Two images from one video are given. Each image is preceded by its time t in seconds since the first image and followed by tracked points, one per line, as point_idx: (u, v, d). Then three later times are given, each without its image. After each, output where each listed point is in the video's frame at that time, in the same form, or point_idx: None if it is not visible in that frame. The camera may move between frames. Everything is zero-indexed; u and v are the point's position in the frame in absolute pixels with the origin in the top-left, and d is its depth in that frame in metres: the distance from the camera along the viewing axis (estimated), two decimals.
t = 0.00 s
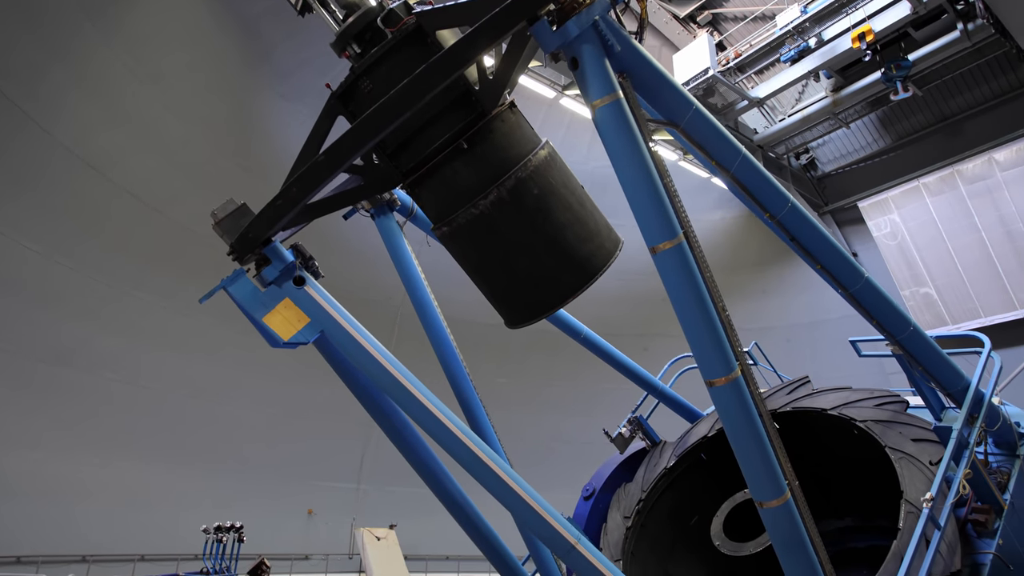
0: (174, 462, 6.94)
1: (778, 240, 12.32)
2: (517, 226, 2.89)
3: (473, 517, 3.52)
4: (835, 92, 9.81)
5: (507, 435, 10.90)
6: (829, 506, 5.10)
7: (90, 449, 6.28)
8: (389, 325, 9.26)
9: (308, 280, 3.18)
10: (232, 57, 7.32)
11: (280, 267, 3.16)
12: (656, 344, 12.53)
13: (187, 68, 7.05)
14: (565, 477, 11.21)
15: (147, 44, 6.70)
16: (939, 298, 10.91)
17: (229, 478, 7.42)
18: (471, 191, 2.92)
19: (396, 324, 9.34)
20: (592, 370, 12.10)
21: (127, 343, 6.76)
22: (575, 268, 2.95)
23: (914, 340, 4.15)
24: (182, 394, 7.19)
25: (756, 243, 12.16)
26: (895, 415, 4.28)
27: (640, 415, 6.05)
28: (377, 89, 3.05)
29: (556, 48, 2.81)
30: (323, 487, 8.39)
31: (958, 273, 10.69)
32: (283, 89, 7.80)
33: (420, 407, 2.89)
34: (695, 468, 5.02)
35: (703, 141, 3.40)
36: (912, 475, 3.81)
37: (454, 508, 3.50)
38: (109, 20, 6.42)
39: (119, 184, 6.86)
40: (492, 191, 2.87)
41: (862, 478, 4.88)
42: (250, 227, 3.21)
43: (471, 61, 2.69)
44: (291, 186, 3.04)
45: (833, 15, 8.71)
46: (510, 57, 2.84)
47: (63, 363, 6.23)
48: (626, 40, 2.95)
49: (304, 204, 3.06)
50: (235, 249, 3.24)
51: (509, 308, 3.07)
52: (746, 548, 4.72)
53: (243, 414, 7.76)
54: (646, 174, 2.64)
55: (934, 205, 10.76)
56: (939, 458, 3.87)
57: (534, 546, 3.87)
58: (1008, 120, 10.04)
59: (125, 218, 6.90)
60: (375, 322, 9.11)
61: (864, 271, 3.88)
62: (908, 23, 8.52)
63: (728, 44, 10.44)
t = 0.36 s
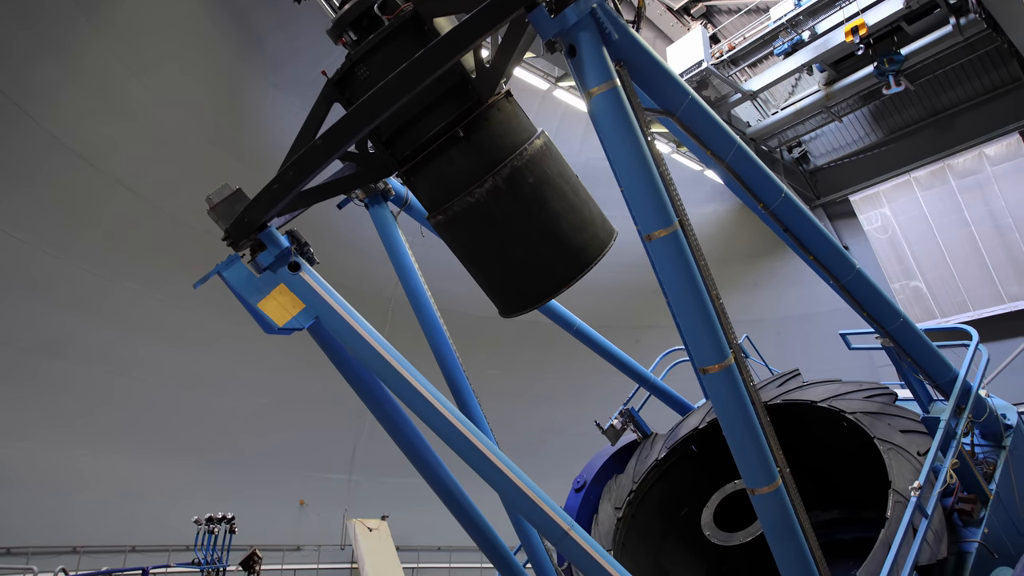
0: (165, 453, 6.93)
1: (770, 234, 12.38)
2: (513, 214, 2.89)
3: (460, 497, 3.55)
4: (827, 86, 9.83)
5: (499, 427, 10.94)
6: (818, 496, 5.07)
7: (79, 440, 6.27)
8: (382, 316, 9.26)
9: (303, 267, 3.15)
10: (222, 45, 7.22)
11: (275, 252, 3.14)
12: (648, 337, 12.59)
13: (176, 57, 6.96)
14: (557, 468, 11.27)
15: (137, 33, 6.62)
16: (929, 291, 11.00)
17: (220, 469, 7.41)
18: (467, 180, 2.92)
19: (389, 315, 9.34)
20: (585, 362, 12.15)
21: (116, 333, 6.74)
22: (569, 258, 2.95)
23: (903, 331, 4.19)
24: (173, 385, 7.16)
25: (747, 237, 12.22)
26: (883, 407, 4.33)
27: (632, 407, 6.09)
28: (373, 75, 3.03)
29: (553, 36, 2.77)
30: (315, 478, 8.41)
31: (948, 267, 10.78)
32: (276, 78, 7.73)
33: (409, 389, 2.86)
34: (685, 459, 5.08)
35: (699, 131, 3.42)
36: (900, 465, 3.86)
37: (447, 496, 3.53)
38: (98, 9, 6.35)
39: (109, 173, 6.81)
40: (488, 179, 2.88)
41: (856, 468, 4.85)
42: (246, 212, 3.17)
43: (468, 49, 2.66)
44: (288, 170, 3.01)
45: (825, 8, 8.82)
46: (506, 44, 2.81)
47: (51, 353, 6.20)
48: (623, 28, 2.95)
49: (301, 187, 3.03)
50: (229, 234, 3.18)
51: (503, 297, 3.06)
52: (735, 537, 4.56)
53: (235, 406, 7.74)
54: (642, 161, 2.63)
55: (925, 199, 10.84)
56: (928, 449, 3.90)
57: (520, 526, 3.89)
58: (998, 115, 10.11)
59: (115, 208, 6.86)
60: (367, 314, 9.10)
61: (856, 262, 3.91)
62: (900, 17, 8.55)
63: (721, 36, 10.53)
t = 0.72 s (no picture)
0: (157, 443, 6.92)
1: (762, 226, 12.42)
2: (508, 201, 2.89)
3: (454, 485, 3.54)
4: (822, 78, 9.86)
5: (493, 417, 10.98)
6: (807, 487, 5.07)
7: (71, 430, 6.27)
8: (375, 307, 9.26)
9: (299, 251, 3.15)
10: (214, 33, 7.14)
11: (272, 237, 3.12)
12: (641, 328, 12.64)
13: (167, 45, 6.90)
14: (551, 459, 11.32)
15: (128, 20, 6.55)
16: (920, 283, 11.10)
17: (212, 460, 7.40)
18: (463, 167, 2.91)
19: (382, 305, 9.35)
20: (578, 352, 12.21)
21: (107, 323, 6.72)
22: (564, 245, 2.96)
23: (894, 322, 4.22)
24: (166, 375, 7.15)
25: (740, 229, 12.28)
26: (872, 397, 4.38)
27: (624, 398, 6.11)
28: (371, 61, 3.02)
29: (551, 22, 2.76)
30: (308, 469, 8.43)
31: (939, 259, 10.88)
32: (268, 66, 7.63)
33: (407, 375, 2.87)
34: (677, 451, 5.11)
35: (696, 119, 3.42)
36: (889, 455, 3.88)
37: (442, 485, 3.52)
38: None
39: (98, 162, 6.77)
40: (485, 167, 2.87)
41: (840, 456, 4.84)
42: (241, 195, 3.14)
43: (467, 33, 2.64)
44: (285, 153, 2.98)
45: None
46: (503, 31, 2.81)
47: (41, 343, 6.18)
48: (621, 15, 2.96)
49: (298, 171, 3.00)
50: (225, 218, 3.18)
51: (497, 285, 3.07)
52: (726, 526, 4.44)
53: (228, 397, 7.73)
54: (639, 148, 2.61)
55: (916, 192, 10.91)
56: (916, 439, 3.94)
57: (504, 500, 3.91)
58: (990, 108, 10.14)
59: (105, 197, 6.82)
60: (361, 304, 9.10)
61: (848, 252, 3.93)
62: (894, 9, 8.58)
63: (716, 27, 10.47)
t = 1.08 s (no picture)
0: (151, 435, 6.92)
1: (756, 219, 12.46)
2: (505, 189, 2.89)
3: (448, 473, 3.56)
4: (817, 70, 9.85)
5: (487, 408, 11.00)
6: (799, 479, 5.11)
7: (64, 422, 6.24)
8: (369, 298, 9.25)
9: (297, 237, 3.13)
10: (207, 22, 7.08)
11: (269, 223, 3.11)
12: (635, 320, 12.69)
13: (160, 34, 6.81)
14: (545, 450, 11.37)
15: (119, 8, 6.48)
16: (913, 277, 11.13)
17: (206, 451, 7.40)
18: (460, 155, 2.91)
19: (376, 296, 9.34)
20: (572, 344, 12.24)
21: (99, 315, 6.67)
22: (561, 233, 2.96)
23: (887, 312, 4.24)
24: (160, 367, 7.11)
25: (734, 221, 12.31)
26: (864, 388, 4.41)
27: (618, 390, 6.14)
28: (369, 48, 3.01)
29: (551, 7, 2.75)
30: (302, 460, 8.44)
31: (932, 254, 10.89)
32: (262, 56, 7.61)
33: (406, 362, 2.87)
34: (671, 442, 5.14)
35: (694, 108, 3.43)
36: (881, 444, 3.91)
37: (436, 471, 3.54)
38: None
39: (89, 152, 6.68)
40: (482, 155, 2.87)
41: (835, 447, 4.85)
42: (240, 179, 3.12)
43: (466, 19, 2.62)
44: (284, 137, 2.95)
45: None
46: (501, 19, 2.78)
47: (33, 335, 6.13)
48: (620, 3, 2.96)
49: (296, 155, 2.97)
50: (222, 203, 3.15)
51: (493, 273, 3.07)
52: (721, 514, 4.47)
53: (223, 388, 7.72)
54: (637, 135, 2.60)
55: (910, 184, 10.95)
56: (908, 429, 3.99)
57: (498, 486, 3.92)
58: (984, 101, 10.23)
59: (97, 188, 6.74)
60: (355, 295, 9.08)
61: (843, 242, 3.96)
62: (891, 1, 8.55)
63: (712, 18, 10.38)
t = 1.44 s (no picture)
0: (146, 427, 6.91)
1: (750, 211, 12.49)
2: (501, 177, 2.89)
3: (443, 462, 3.57)
4: (811, 63, 9.87)
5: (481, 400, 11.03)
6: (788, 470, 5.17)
7: (59, 413, 6.28)
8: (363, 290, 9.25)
9: (293, 224, 3.10)
10: (199, 11, 7.00)
11: (266, 208, 3.05)
12: (628, 312, 12.75)
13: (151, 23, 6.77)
14: (539, 441, 11.42)
15: None
16: (904, 270, 11.23)
17: (200, 442, 7.42)
18: (457, 143, 2.91)
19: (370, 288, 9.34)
20: (566, 336, 12.27)
21: (95, 307, 6.73)
22: (557, 222, 2.96)
23: (879, 303, 4.27)
24: (154, 358, 7.15)
25: (727, 214, 12.37)
26: (855, 380, 4.45)
27: (611, 381, 6.15)
28: (366, 35, 3.00)
29: None
30: (296, 451, 8.46)
31: (923, 247, 10.98)
32: (254, 46, 7.55)
33: (402, 349, 2.84)
34: (663, 433, 5.17)
35: (690, 97, 3.43)
36: (873, 434, 3.93)
37: (431, 462, 3.54)
38: None
39: (83, 143, 6.73)
40: (479, 143, 2.87)
41: (820, 437, 4.91)
42: (236, 163, 3.07)
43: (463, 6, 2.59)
44: (281, 120, 2.90)
45: None
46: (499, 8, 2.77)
47: (27, 326, 6.19)
48: None
49: (294, 140, 2.94)
50: (218, 188, 3.11)
51: (489, 262, 3.07)
52: (712, 506, 4.48)
53: (217, 379, 7.72)
54: (634, 123, 2.61)
55: (903, 177, 11.00)
56: (898, 419, 4.02)
57: (489, 469, 3.92)
58: (976, 95, 10.28)
59: (92, 179, 6.81)
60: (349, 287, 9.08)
61: (836, 234, 3.98)
62: None
63: (706, 10, 10.39)
